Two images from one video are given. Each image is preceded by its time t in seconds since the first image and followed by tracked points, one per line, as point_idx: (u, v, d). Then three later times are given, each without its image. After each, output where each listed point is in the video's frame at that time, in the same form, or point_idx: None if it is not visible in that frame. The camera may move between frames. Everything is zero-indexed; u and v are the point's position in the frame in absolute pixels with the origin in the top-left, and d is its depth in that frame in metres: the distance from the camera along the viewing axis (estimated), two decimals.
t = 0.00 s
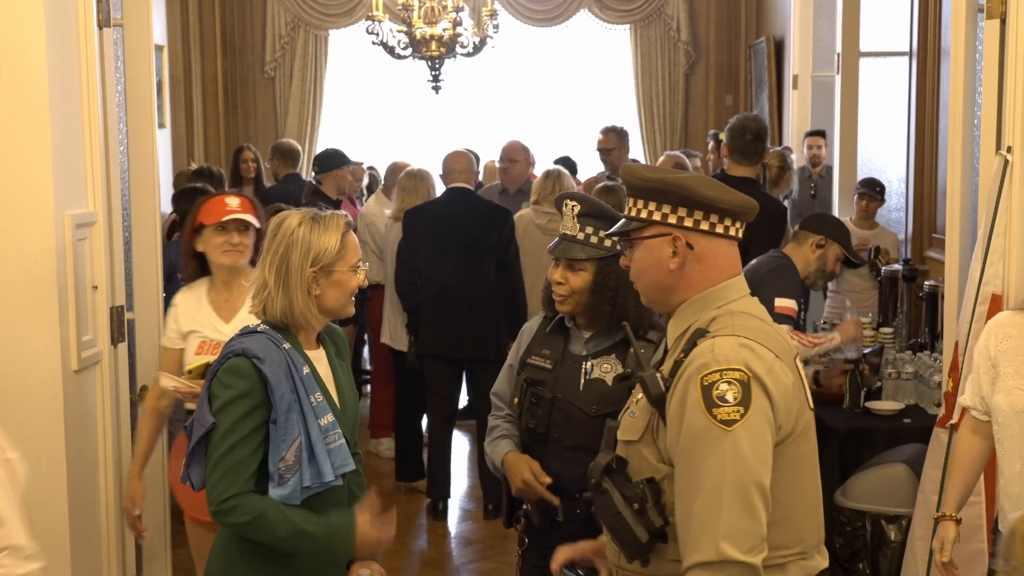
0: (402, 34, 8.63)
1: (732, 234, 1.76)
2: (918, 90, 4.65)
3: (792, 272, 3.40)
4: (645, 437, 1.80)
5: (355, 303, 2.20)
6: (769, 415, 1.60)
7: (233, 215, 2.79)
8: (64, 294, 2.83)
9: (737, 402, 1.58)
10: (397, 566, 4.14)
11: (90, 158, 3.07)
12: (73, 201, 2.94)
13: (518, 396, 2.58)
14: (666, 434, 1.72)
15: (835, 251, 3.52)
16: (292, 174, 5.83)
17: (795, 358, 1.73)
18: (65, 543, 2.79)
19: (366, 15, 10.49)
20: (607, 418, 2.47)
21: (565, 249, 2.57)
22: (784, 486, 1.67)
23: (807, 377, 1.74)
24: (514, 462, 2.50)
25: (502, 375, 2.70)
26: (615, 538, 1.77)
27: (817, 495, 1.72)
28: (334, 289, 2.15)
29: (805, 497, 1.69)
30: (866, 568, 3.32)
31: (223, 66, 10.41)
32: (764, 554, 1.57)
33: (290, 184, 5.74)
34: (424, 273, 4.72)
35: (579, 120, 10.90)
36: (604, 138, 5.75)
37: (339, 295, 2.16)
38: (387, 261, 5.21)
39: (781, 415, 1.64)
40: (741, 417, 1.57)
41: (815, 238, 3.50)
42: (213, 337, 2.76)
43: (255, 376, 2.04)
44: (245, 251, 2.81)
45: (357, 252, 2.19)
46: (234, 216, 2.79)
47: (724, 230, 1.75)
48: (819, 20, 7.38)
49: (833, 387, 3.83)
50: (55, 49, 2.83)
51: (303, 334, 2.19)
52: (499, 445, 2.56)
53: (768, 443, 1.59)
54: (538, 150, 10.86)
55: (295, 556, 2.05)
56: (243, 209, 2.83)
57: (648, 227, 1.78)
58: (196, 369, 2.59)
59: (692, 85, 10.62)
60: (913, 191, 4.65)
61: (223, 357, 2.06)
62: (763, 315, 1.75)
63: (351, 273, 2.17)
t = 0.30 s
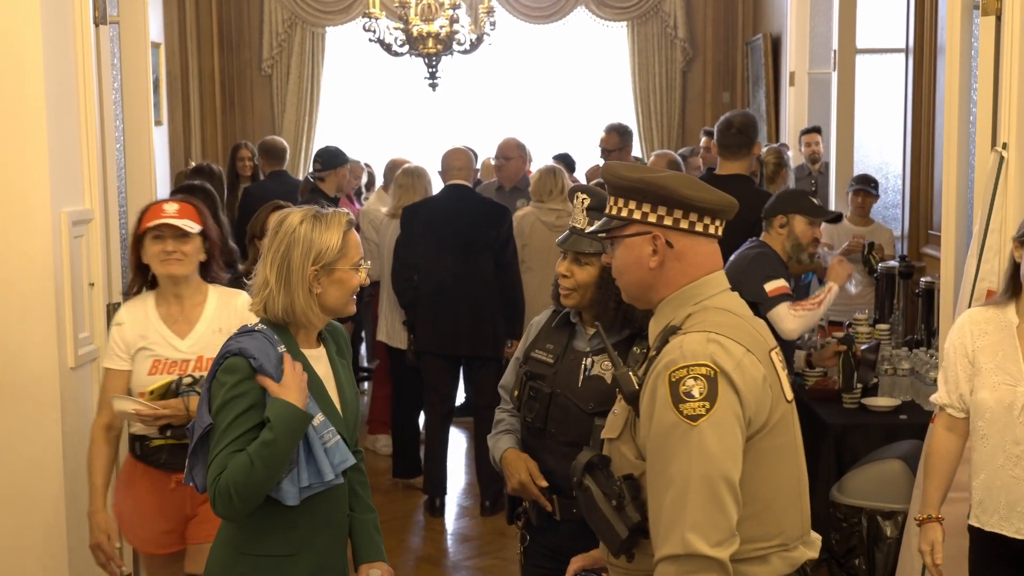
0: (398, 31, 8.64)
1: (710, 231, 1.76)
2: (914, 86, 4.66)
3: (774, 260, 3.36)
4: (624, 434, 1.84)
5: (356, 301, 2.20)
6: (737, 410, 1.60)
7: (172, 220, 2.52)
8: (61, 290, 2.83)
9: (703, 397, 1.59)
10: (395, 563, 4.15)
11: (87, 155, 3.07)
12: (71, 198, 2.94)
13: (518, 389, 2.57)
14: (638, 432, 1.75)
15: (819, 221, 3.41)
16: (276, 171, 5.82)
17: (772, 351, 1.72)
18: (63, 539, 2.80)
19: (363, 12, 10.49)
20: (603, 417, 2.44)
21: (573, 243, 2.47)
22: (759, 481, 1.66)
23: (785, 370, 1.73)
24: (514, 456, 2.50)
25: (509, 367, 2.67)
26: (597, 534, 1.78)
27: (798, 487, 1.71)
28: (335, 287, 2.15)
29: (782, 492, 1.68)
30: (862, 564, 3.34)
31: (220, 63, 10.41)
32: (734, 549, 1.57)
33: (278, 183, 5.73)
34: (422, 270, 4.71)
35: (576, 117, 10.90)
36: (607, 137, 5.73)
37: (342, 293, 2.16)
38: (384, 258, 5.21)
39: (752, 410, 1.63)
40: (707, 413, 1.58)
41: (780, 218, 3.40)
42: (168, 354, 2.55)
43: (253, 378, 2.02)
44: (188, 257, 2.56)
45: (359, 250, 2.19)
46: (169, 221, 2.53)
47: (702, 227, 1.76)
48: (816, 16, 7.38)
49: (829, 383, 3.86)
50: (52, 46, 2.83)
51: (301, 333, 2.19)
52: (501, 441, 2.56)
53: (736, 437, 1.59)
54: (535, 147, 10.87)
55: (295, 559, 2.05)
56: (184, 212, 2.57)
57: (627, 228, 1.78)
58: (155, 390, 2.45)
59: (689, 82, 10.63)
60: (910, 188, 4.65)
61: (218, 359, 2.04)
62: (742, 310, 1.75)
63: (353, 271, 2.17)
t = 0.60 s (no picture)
0: (395, 28, 8.63)
1: (697, 228, 1.77)
2: (911, 84, 4.67)
3: (756, 250, 3.37)
4: (612, 431, 1.85)
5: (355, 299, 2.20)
6: (717, 402, 1.60)
7: (116, 210, 2.38)
8: (56, 287, 2.81)
9: (683, 391, 1.59)
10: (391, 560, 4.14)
11: (84, 152, 3.06)
12: (67, 195, 2.93)
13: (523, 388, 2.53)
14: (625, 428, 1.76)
15: (793, 202, 3.40)
16: (269, 170, 5.84)
17: (756, 345, 1.72)
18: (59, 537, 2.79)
19: (360, 9, 10.49)
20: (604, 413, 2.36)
21: (575, 239, 2.47)
22: (744, 474, 1.66)
23: (770, 363, 1.73)
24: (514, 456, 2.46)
25: (514, 365, 2.65)
26: (585, 531, 1.78)
27: (785, 480, 1.71)
28: (333, 285, 2.15)
29: (768, 485, 1.68)
30: (859, 561, 3.33)
31: (217, 61, 10.40)
32: (717, 541, 1.58)
33: (273, 181, 5.74)
34: (420, 267, 4.71)
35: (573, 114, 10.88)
36: (608, 134, 5.73)
37: (342, 292, 2.16)
38: (380, 255, 5.21)
39: (733, 403, 1.64)
40: (687, 405, 1.58)
41: (756, 210, 3.40)
42: (124, 359, 2.40)
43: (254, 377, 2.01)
44: (135, 251, 2.41)
45: (356, 247, 2.19)
46: (113, 213, 2.38)
47: (688, 225, 1.76)
48: (813, 13, 7.39)
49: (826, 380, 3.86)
50: (48, 43, 2.82)
51: (300, 331, 2.19)
52: (504, 437, 2.54)
53: (718, 430, 1.59)
54: (532, 145, 10.87)
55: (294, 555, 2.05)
56: (132, 205, 2.43)
57: (616, 224, 1.78)
58: (114, 397, 2.34)
59: (687, 79, 10.63)
60: (907, 184, 4.65)
61: (216, 359, 2.03)
62: (728, 306, 1.75)
63: (352, 270, 2.17)
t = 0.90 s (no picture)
0: (393, 24, 8.62)
1: (698, 224, 1.76)
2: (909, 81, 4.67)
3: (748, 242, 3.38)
4: (610, 427, 1.84)
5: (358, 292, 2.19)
6: (715, 399, 1.60)
7: (43, 232, 2.03)
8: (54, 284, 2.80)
9: (681, 387, 1.59)
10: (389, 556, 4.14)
11: (81, 147, 3.04)
12: (65, 192, 2.92)
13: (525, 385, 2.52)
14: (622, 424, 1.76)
15: (775, 191, 3.41)
16: (269, 167, 5.84)
17: (755, 342, 1.72)
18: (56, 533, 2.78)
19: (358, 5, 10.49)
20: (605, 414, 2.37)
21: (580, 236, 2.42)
22: (742, 472, 1.66)
23: (769, 361, 1.73)
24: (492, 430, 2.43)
25: (515, 360, 2.64)
26: (584, 527, 1.78)
27: (783, 476, 1.70)
28: (334, 279, 2.14)
29: (766, 482, 1.68)
30: (857, 558, 3.33)
31: (215, 57, 10.39)
32: (715, 539, 1.57)
33: (273, 178, 5.74)
34: (419, 263, 4.71)
35: (571, 110, 10.88)
36: (609, 130, 5.72)
37: (344, 285, 2.15)
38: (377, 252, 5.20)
39: (732, 400, 1.63)
40: (684, 403, 1.57)
41: (741, 205, 3.41)
42: (53, 395, 2.06)
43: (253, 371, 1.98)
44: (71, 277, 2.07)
45: (358, 241, 2.18)
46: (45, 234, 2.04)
47: (687, 220, 1.75)
48: (812, 10, 7.39)
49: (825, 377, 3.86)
50: (46, 38, 2.81)
51: (303, 326, 2.19)
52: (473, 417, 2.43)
53: (715, 427, 1.59)
54: (530, 141, 10.86)
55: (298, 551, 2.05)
56: (65, 222, 2.08)
57: (617, 220, 1.77)
58: (41, 436, 2.00)
59: (685, 75, 10.63)
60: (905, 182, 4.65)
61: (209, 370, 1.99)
62: (728, 303, 1.75)
63: (354, 263, 2.16)
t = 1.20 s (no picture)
0: (392, 16, 8.61)
1: (695, 216, 1.75)
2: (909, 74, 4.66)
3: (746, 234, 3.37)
4: (612, 419, 1.84)
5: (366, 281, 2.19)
6: (717, 392, 1.59)
7: None
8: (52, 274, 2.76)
9: (683, 379, 1.58)
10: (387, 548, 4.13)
11: (78, 138, 3.03)
12: (63, 183, 2.91)
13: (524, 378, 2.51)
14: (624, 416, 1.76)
15: (769, 179, 3.40)
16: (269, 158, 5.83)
17: (756, 334, 1.71)
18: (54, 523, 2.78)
19: None
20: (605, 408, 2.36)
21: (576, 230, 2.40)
22: (745, 465, 1.65)
23: (771, 352, 1.72)
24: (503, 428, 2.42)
25: (515, 351, 2.62)
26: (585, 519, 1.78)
27: (786, 469, 1.70)
28: (340, 268, 2.14)
29: (769, 475, 1.67)
30: (856, 550, 3.33)
31: (214, 49, 10.37)
32: (717, 531, 1.57)
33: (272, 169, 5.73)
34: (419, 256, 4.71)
35: (571, 103, 10.87)
36: (610, 123, 5.72)
37: (349, 275, 2.15)
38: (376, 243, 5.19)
39: (734, 392, 1.63)
40: (686, 395, 1.57)
41: (735, 198, 3.42)
42: None
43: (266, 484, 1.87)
44: None
45: (363, 231, 2.17)
46: None
47: (683, 212, 1.74)
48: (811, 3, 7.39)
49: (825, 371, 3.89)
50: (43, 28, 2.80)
51: (309, 314, 2.20)
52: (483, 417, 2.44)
53: (717, 420, 1.58)
54: (530, 134, 10.83)
55: (304, 556, 2.05)
56: None
57: (613, 215, 1.77)
58: None
59: (684, 68, 10.61)
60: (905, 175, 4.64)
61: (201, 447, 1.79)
62: (727, 294, 1.74)
63: (360, 253, 2.16)
